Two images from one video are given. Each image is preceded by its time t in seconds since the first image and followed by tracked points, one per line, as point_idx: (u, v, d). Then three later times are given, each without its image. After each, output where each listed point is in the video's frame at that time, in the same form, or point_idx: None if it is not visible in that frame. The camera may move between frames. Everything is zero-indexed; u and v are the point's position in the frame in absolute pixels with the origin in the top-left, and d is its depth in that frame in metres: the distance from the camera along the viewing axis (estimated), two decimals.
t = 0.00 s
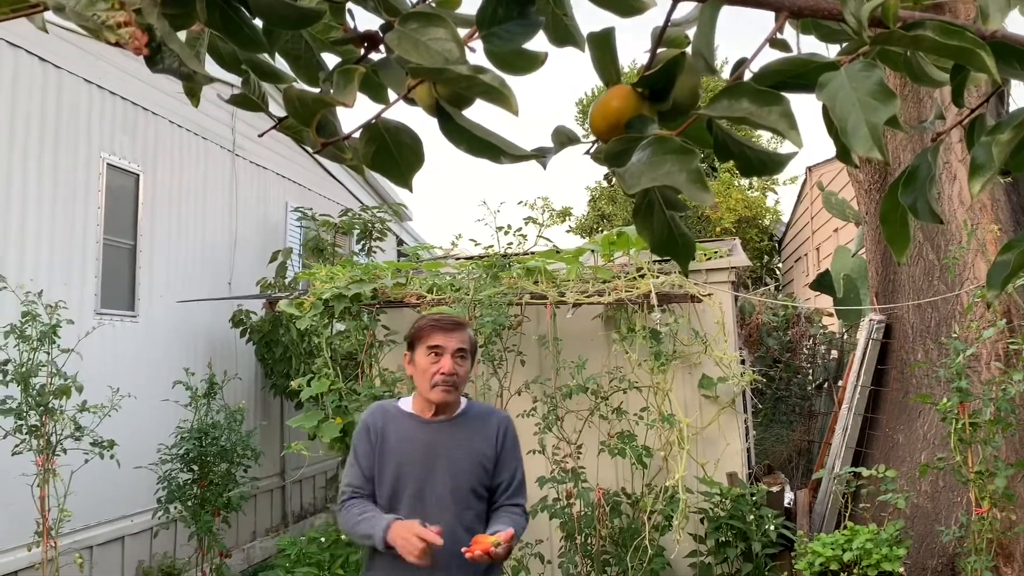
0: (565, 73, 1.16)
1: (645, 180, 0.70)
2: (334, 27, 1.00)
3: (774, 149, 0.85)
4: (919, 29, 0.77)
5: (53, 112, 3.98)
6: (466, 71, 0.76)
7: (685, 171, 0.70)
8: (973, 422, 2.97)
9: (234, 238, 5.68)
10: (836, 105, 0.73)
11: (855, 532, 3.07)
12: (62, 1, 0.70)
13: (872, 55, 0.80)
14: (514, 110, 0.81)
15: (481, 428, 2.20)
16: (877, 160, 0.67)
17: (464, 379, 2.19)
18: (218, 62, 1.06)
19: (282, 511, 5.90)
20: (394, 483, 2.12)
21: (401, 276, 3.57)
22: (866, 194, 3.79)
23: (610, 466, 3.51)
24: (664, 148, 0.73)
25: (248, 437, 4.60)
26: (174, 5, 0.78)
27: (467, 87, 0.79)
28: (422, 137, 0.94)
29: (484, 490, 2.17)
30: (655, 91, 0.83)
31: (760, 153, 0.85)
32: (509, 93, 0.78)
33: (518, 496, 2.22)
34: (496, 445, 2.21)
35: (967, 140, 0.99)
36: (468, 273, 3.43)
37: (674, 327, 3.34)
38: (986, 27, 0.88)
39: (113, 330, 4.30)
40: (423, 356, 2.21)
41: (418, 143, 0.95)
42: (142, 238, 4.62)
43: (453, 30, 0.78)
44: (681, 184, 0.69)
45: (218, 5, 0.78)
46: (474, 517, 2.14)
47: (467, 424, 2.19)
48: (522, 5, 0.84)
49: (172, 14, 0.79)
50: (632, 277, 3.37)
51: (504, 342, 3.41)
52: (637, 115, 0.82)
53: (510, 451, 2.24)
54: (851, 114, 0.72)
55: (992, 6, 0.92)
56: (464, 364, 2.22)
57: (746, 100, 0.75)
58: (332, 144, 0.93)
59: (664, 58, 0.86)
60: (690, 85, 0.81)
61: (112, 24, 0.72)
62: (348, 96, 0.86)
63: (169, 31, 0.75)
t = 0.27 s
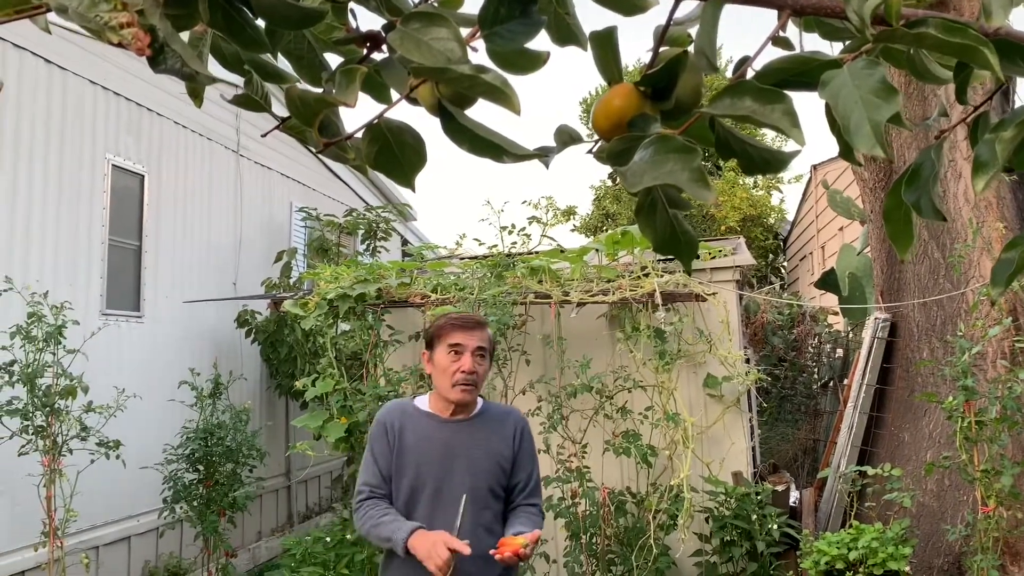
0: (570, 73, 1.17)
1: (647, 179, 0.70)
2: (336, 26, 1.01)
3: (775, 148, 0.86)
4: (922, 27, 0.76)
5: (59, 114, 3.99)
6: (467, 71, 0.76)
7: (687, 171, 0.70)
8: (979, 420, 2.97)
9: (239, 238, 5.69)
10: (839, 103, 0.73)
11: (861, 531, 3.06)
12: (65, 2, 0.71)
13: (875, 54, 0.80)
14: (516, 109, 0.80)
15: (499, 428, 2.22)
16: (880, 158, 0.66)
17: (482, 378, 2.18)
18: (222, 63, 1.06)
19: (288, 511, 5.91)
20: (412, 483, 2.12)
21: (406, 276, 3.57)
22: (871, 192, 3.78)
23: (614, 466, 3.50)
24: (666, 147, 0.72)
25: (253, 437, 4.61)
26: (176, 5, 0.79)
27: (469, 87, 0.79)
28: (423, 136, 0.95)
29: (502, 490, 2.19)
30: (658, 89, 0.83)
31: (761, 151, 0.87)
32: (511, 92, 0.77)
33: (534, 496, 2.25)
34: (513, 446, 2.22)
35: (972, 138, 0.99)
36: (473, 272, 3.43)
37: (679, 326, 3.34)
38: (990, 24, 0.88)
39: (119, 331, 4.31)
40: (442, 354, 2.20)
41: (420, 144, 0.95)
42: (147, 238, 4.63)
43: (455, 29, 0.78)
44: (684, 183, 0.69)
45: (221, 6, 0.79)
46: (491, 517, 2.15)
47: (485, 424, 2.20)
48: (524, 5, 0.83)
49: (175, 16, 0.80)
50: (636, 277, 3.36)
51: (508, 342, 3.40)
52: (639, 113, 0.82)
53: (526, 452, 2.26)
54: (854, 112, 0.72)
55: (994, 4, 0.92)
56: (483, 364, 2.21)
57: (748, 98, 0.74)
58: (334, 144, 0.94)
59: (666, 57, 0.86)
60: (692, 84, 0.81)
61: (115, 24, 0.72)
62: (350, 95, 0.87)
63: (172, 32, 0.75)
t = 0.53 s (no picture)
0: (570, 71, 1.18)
1: (647, 177, 0.69)
2: (336, 26, 1.02)
3: (777, 146, 0.85)
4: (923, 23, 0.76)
5: (62, 116, 4.00)
6: (466, 69, 0.76)
7: (688, 169, 0.69)
8: (984, 419, 2.96)
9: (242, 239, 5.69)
10: (840, 100, 0.73)
11: (865, 530, 3.06)
12: (65, 2, 0.72)
13: (875, 51, 0.80)
14: (515, 106, 0.80)
15: (510, 428, 2.22)
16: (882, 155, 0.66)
17: (481, 373, 2.19)
18: (222, 63, 1.06)
19: (292, 511, 5.92)
20: (423, 483, 2.12)
21: (409, 276, 3.57)
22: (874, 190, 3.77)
23: (618, 465, 3.50)
24: (666, 145, 0.72)
25: (257, 437, 4.61)
26: (176, 5, 0.79)
27: (469, 85, 0.79)
28: (422, 135, 0.94)
29: (513, 490, 2.19)
30: (658, 87, 0.82)
31: (764, 149, 0.86)
32: (511, 90, 0.78)
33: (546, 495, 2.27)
34: (524, 445, 2.23)
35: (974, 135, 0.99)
36: (476, 272, 3.42)
37: (682, 325, 3.33)
38: (990, 21, 0.88)
39: (123, 331, 4.32)
40: (441, 351, 2.25)
41: (421, 143, 0.95)
42: (151, 239, 4.64)
43: (455, 27, 0.78)
44: (684, 181, 0.69)
45: (221, 6, 0.79)
46: (503, 516, 2.15)
47: (495, 423, 2.20)
48: (524, 3, 0.83)
49: (175, 15, 0.79)
50: (639, 276, 3.35)
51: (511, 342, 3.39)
52: (640, 111, 0.82)
53: (536, 451, 2.27)
54: (855, 109, 0.72)
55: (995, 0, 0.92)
56: (482, 359, 2.22)
57: (749, 95, 0.74)
58: (334, 144, 0.94)
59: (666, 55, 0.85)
60: (693, 81, 0.80)
61: (114, 24, 0.72)
62: (349, 95, 0.87)
63: (172, 32, 0.75)
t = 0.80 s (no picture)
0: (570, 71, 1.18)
1: (646, 176, 0.69)
2: (336, 26, 1.01)
3: (776, 145, 0.86)
4: (922, 22, 0.76)
5: (64, 117, 4.01)
6: (466, 70, 0.76)
7: (686, 168, 0.69)
8: (986, 418, 2.95)
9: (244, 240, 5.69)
10: (838, 99, 0.73)
11: (868, 530, 3.05)
12: (64, 5, 0.73)
13: (875, 49, 0.80)
14: (514, 106, 0.82)
15: (516, 429, 2.18)
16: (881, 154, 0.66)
17: (457, 374, 2.19)
18: (222, 64, 1.05)
19: (295, 511, 5.92)
20: (424, 482, 2.15)
21: (410, 276, 3.56)
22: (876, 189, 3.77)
23: (620, 466, 3.49)
24: (665, 144, 0.72)
25: (260, 438, 4.61)
26: (176, 6, 0.79)
27: (467, 85, 0.79)
28: (422, 135, 0.95)
29: (518, 492, 2.15)
30: (657, 87, 0.82)
31: (763, 148, 0.87)
32: (509, 90, 0.79)
33: (556, 499, 2.23)
34: (532, 447, 2.18)
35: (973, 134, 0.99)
36: (478, 272, 3.40)
37: (684, 325, 3.32)
38: (989, 20, 0.88)
39: (125, 332, 4.33)
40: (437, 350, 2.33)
41: (420, 143, 0.96)
42: (153, 240, 4.65)
43: (453, 27, 0.78)
44: (681, 180, 0.69)
45: (220, 6, 0.79)
46: (504, 519, 2.11)
47: (499, 423, 2.18)
48: (523, 3, 0.83)
49: (174, 16, 0.80)
50: (641, 275, 3.34)
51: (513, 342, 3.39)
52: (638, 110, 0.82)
53: (546, 455, 2.22)
54: (853, 108, 0.72)
55: None
56: (467, 353, 2.22)
57: (747, 94, 0.74)
58: (333, 144, 0.94)
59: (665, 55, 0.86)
60: (691, 81, 0.80)
61: (113, 25, 0.73)
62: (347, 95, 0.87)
63: (171, 33, 0.75)
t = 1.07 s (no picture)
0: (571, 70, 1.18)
1: (648, 176, 0.69)
2: (338, 26, 1.01)
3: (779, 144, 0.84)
4: (924, 21, 0.76)
5: (68, 118, 4.02)
6: (468, 70, 0.77)
7: (688, 168, 0.69)
8: (990, 418, 2.95)
9: (247, 240, 5.70)
10: (840, 98, 0.73)
11: (871, 530, 3.05)
12: (67, 5, 0.72)
13: (877, 49, 0.79)
14: (516, 106, 0.81)
15: (512, 433, 2.14)
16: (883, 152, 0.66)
17: (448, 384, 2.19)
18: (224, 64, 1.06)
19: (298, 511, 5.93)
20: (428, 483, 2.22)
21: (413, 276, 3.56)
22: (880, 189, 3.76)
23: (623, 466, 3.49)
24: (666, 144, 0.71)
25: (263, 438, 4.61)
26: (178, 6, 0.78)
27: (469, 85, 0.80)
28: (424, 135, 0.94)
29: (514, 496, 2.11)
30: (659, 86, 0.82)
31: (767, 148, 0.85)
32: (511, 89, 0.79)
33: (562, 505, 2.11)
34: (529, 451, 2.11)
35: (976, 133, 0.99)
36: (481, 272, 3.38)
37: (687, 325, 3.31)
38: (992, 18, 0.88)
39: (129, 332, 4.34)
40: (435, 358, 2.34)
41: (422, 143, 0.95)
42: (157, 240, 4.65)
43: (455, 27, 0.78)
44: (683, 180, 0.69)
45: (223, 8, 0.79)
46: (499, 523, 2.10)
47: (495, 425, 2.17)
48: (525, 3, 0.83)
49: (176, 16, 0.79)
50: (643, 276, 3.33)
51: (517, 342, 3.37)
52: (641, 110, 0.82)
53: (549, 459, 2.12)
54: (855, 107, 0.72)
55: None
56: (455, 363, 2.22)
57: (749, 94, 0.73)
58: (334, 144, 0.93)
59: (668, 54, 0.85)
60: (694, 80, 0.80)
61: (116, 26, 0.74)
62: (349, 95, 0.86)
63: (174, 33, 0.76)
